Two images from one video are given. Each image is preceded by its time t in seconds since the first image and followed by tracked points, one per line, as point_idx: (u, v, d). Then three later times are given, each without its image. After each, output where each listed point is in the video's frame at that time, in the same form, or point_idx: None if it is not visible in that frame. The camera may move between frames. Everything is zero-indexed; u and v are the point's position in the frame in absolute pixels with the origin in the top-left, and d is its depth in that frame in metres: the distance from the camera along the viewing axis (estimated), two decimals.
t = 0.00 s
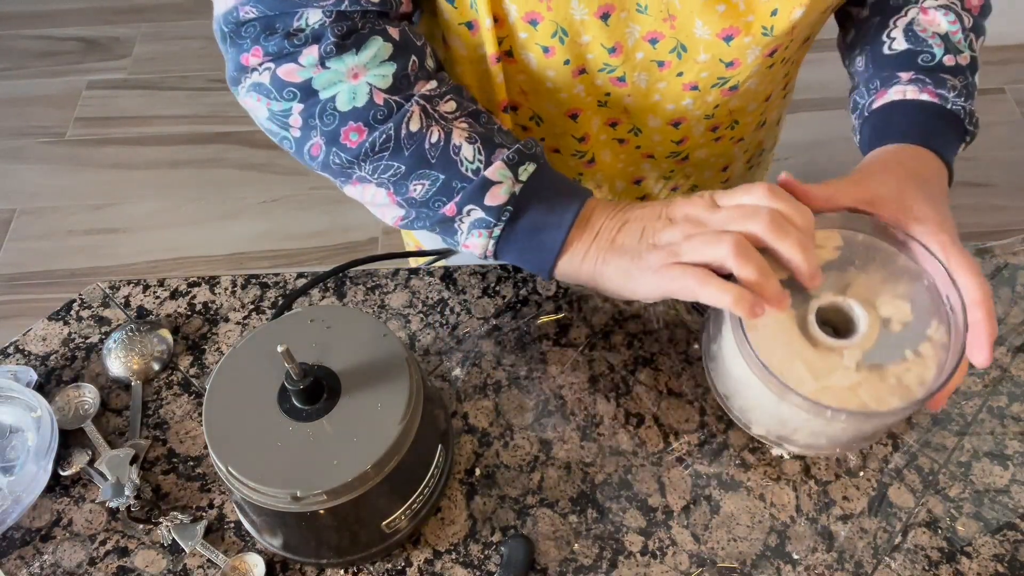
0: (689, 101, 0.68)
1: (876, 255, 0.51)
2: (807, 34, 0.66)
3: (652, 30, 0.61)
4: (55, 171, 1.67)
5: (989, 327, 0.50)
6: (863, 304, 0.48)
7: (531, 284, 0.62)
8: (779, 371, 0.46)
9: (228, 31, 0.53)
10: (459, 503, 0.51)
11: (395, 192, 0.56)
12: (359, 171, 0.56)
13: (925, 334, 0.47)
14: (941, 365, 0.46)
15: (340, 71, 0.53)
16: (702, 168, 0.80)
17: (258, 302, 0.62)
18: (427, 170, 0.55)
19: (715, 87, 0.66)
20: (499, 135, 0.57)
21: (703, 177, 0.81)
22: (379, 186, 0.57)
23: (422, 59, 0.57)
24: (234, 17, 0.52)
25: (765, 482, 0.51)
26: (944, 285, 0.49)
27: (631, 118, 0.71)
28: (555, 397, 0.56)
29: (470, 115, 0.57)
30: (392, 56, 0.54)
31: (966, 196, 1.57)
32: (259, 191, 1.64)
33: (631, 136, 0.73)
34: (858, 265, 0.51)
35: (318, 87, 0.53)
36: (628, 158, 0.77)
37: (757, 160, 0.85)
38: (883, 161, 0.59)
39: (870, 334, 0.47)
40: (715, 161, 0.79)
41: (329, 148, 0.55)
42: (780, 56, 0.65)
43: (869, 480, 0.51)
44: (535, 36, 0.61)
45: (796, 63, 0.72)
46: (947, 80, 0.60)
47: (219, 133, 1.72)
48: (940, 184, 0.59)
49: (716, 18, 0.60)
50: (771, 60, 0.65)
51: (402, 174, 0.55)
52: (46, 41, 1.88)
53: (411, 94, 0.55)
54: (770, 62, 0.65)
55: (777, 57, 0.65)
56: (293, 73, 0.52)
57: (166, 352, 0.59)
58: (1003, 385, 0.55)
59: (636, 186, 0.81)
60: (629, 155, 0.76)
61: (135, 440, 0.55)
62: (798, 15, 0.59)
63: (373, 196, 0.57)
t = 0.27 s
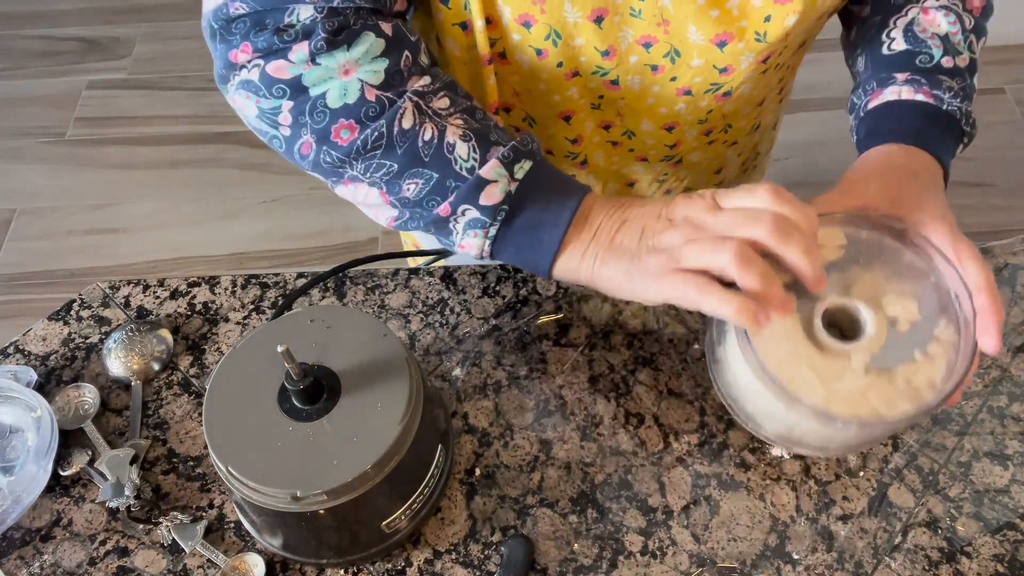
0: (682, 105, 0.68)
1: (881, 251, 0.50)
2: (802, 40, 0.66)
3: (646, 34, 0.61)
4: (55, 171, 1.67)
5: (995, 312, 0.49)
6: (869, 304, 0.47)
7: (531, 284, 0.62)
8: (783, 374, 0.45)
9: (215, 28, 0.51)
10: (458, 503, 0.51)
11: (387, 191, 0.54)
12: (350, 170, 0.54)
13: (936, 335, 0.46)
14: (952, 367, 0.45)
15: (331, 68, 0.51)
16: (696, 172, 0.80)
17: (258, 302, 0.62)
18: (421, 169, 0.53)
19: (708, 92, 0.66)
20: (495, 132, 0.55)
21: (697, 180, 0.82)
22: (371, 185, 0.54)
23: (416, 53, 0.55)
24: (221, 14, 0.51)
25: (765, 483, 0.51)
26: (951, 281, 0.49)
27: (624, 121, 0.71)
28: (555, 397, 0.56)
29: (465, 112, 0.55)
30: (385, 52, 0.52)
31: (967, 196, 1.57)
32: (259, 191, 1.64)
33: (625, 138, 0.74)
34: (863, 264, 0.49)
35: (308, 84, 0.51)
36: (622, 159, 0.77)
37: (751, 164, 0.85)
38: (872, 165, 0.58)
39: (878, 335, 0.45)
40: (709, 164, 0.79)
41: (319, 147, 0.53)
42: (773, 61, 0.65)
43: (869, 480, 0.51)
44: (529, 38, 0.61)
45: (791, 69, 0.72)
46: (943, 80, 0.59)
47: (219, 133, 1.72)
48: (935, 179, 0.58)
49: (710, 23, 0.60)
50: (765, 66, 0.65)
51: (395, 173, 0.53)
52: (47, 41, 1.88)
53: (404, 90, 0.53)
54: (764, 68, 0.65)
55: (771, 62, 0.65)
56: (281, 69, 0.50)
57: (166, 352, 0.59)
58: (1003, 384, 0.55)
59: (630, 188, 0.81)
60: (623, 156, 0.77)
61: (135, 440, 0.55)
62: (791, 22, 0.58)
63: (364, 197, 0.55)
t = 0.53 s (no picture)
0: (687, 103, 0.68)
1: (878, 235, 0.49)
2: (808, 33, 0.65)
3: (651, 32, 0.61)
4: (56, 171, 1.67)
5: (1018, 274, 0.49)
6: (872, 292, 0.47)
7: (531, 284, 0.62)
8: (800, 372, 0.44)
9: (191, 16, 0.51)
10: (458, 503, 0.51)
11: (364, 189, 0.51)
12: (327, 167, 0.52)
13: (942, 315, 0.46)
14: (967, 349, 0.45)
15: (308, 57, 0.49)
16: (702, 168, 0.80)
17: (258, 302, 0.62)
18: (401, 165, 0.50)
19: (714, 89, 0.66)
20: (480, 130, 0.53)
21: (702, 177, 0.82)
22: (349, 182, 0.52)
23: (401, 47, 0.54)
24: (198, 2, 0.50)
25: (765, 483, 0.51)
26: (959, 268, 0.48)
27: (630, 120, 0.71)
28: (556, 396, 0.56)
29: (450, 108, 0.53)
30: (365, 44, 0.51)
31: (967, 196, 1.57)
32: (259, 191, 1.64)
33: (630, 137, 0.74)
34: (862, 252, 0.49)
35: (285, 74, 0.50)
36: (627, 158, 0.77)
37: (757, 161, 0.84)
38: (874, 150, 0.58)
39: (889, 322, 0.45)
40: (714, 161, 0.79)
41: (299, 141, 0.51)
42: (780, 57, 0.65)
43: (869, 480, 0.51)
44: (533, 36, 0.62)
45: (797, 63, 0.72)
46: (944, 61, 0.59)
47: (219, 133, 1.72)
48: (940, 157, 0.57)
49: (715, 20, 0.59)
50: (772, 61, 0.64)
51: (374, 169, 0.51)
52: (47, 41, 1.88)
53: (385, 84, 0.51)
54: (770, 64, 0.64)
55: (777, 57, 0.64)
56: (258, 57, 0.49)
57: (166, 352, 0.59)
58: (1003, 385, 0.55)
59: (635, 186, 0.82)
60: (628, 155, 0.77)
61: (135, 440, 0.55)
62: (797, 16, 0.58)
63: (342, 195, 0.53)
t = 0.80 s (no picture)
0: (688, 100, 0.68)
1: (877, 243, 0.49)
2: (808, 30, 0.65)
3: (651, 28, 0.61)
4: (56, 171, 1.67)
5: (1006, 268, 0.50)
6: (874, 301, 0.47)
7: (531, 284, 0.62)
8: (797, 380, 0.44)
9: (203, 17, 0.50)
10: (459, 503, 0.51)
11: (372, 194, 0.52)
12: (337, 170, 0.52)
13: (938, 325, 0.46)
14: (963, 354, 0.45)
15: (320, 62, 0.49)
16: (702, 165, 0.80)
17: (258, 302, 0.62)
18: (412, 171, 0.51)
19: (715, 85, 0.66)
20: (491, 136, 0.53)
21: (702, 174, 0.81)
22: (359, 186, 0.52)
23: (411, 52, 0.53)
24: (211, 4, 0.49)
25: (765, 483, 0.51)
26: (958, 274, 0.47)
27: (631, 117, 0.71)
28: (556, 396, 0.56)
29: (460, 114, 0.53)
30: (376, 49, 0.51)
31: (967, 196, 1.57)
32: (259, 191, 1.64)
33: (631, 135, 0.74)
34: (863, 261, 0.49)
35: (297, 79, 0.49)
36: (628, 156, 0.77)
37: (757, 159, 0.84)
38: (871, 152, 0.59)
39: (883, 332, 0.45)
40: (715, 157, 0.79)
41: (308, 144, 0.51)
42: (780, 53, 0.65)
43: (869, 481, 0.51)
44: (534, 32, 0.62)
45: (797, 60, 0.72)
46: (947, 64, 0.59)
47: (219, 132, 1.72)
48: (938, 156, 0.58)
49: (716, 16, 0.59)
50: (772, 57, 0.64)
51: (385, 174, 0.51)
52: (47, 41, 1.88)
53: (396, 89, 0.51)
54: (770, 60, 0.65)
55: (777, 54, 0.64)
56: (270, 62, 0.49)
57: (166, 352, 0.59)
58: (1003, 384, 0.55)
59: (636, 184, 0.81)
60: (628, 153, 0.76)
61: (135, 440, 0.55)
62: (797, 12, 0.57)
63: (350, 199, 0.54)
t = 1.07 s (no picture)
0: (688, 95, 0.68)
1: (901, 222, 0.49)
2: (808, 27, 0.65)
3: (651, 23, 0.61)
4: (56, 171, 1.67)
5: None
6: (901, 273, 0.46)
7: (531, 284, 0.62)
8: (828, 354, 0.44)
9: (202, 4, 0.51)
10: (459, 503, 0.51)
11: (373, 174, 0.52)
12: (336, 152, 0.52)
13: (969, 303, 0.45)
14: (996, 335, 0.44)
15: (317, 42, 0.49)
16: (703, 162, 0.79)
17: (258, 302, 0.62)
18: (410, 149, 0.51)
19: (714, 81, 0.66)
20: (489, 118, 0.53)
21: (703, 172, 0.81)
22: (359, 167, 0.52)
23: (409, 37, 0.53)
24: None
25: (765, 483, 0.51)
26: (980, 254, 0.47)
27: (631, 112, 0.71)
28: (556, 395, 0.56)
29: (459, 97, 0.53)
30: (373, 30, 0.51)
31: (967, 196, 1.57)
32: (259, 191, 1.64)
33: (631, 130, 0.74)
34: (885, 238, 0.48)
35: (293, 59, 0.49)
36: (629, 151, 0.77)
37: (757, 157, 0.84)
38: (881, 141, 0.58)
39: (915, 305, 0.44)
40: (715, 154, 0.79)
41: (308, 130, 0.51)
42: (780, 49, 0.64)
43: (869, 480, 0.51)
44: (534, 26, 0.62)
45: (798, 58, 0.72)
46: (955, 45, 0.58)
47: (219, 133, 1.72)
48: (948, 142, 0.57)
49: (715, 10, 0.59)
50: (772, 54, 0.64)
51: (384, 153, 0.51)
52: (47, 41, 1.88)
53: (394, 70, 0.51)
54: (770, 56, 0.64)
55: (778, 50, 0.64)
56: (267, 43, 0.49)
57: (166, 352, 0.59)
58: (1003, 385, 0.55)
59: (636, 181, 0.81)
60: (629, 148, 0.76)
61: (134, 440, 0.55)
62: (797, 7, 0.57)
63: (352, 181, 0.53)
